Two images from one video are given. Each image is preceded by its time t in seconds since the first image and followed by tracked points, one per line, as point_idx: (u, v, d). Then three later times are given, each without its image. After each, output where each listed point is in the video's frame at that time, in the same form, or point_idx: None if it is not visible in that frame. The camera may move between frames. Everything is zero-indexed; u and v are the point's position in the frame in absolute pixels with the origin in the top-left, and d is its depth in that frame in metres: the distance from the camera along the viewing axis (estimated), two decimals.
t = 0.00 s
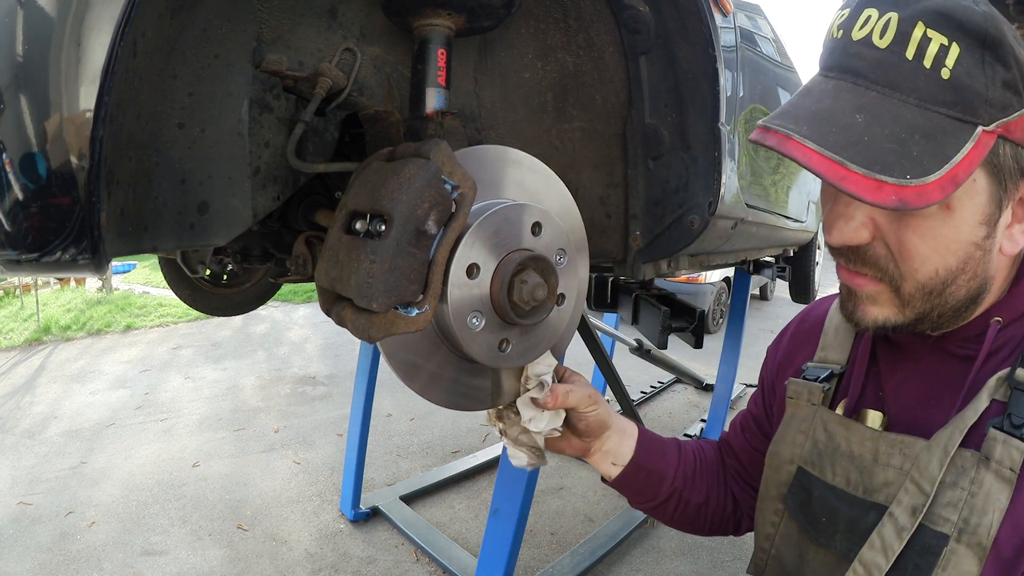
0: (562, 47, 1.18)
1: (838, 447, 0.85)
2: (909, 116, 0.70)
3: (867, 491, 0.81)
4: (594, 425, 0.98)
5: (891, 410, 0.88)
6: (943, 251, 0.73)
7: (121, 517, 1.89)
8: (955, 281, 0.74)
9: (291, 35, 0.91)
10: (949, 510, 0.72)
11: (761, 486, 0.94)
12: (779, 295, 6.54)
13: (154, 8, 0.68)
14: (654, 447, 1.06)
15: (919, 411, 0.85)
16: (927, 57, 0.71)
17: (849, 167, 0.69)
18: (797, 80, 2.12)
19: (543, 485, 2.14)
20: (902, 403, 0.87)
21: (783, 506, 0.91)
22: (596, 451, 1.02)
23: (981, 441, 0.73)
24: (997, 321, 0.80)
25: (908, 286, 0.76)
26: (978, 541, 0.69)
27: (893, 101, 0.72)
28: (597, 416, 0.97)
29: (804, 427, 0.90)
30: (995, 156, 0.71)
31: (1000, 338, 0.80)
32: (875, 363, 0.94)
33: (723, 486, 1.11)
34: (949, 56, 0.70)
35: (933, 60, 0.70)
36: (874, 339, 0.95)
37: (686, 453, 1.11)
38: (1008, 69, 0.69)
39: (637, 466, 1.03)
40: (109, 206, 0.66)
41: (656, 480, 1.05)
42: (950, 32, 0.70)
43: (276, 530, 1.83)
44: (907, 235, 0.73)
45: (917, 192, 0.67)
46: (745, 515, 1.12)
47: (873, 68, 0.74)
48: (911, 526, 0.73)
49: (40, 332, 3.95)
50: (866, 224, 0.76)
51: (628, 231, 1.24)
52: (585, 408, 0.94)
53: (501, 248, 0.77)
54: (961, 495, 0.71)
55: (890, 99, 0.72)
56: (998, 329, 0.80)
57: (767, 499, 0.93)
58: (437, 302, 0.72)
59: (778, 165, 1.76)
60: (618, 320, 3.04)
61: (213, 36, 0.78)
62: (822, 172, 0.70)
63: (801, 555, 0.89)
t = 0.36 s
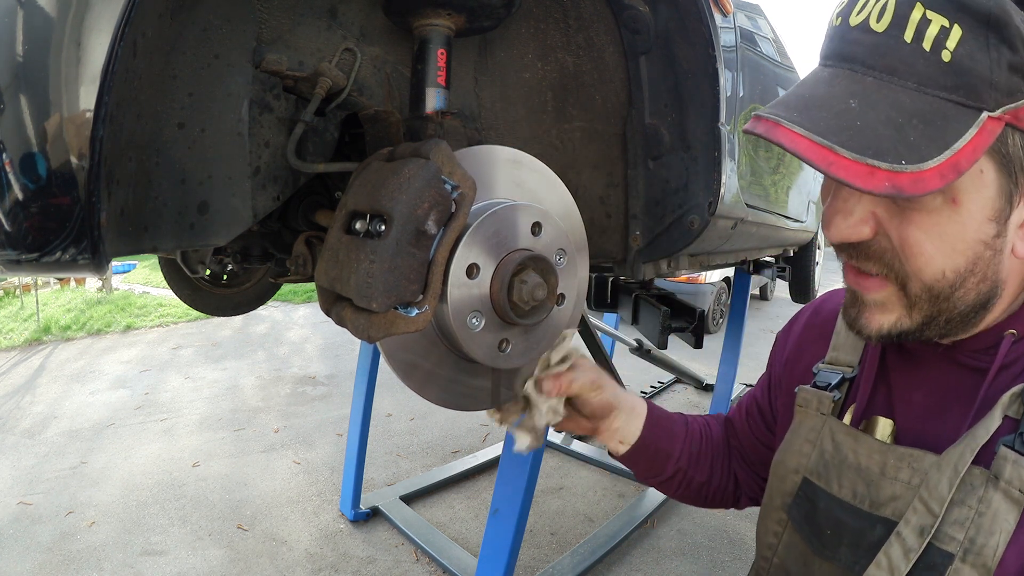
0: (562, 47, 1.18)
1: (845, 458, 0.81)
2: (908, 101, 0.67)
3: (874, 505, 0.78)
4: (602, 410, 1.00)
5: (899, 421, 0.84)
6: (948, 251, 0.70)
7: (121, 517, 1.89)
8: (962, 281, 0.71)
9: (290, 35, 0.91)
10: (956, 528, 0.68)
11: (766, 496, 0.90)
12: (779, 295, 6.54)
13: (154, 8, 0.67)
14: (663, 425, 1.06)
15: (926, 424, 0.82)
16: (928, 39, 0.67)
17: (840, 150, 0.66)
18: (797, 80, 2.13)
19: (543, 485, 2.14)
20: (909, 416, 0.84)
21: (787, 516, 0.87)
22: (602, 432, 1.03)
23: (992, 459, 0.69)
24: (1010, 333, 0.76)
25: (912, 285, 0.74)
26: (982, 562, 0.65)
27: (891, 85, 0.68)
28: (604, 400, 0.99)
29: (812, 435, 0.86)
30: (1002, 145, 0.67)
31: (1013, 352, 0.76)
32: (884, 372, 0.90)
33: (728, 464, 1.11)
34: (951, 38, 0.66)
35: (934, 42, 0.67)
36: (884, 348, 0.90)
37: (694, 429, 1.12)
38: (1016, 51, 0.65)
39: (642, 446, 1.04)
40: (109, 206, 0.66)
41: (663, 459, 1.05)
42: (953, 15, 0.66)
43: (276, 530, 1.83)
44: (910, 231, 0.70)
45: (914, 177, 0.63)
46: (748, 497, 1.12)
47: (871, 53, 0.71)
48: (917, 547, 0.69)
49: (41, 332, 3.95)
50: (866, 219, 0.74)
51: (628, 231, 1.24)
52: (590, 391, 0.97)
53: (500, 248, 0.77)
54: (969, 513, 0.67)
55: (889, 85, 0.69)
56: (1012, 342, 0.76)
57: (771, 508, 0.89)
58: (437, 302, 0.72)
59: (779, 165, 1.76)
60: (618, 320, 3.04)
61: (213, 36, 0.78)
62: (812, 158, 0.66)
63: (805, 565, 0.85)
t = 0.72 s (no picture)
0: (562, 47, 1.18)
1: (842, 454, 0.82)
2: (913, 113, 0.66)
3: (871, 499, 0.78)
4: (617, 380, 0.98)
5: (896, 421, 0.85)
6: (949, 262, 0.69)
7: (121, 518, 1.89)
8: (963, 291, 0.70)
9: (291, 35, 0.91)
10: (953, 522, 0.67)
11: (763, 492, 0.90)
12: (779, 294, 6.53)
13: (154, 8, 0.68)
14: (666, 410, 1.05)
15: (924, 425, 0.82)
16: (936, 51, 0.66)
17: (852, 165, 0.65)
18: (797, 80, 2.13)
19: (543, 485, 2.14)
20: (908, 416, 0.84)
21: (785, 512, 0.87)
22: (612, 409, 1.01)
23: (988, 454, 0.70)
24: (1006, 334, 0.76)
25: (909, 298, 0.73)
26: (980, 555, 0.66)
27: (896, 96, 0.67)
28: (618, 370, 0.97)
29: (809, 433, 0.85)
30: (1006, 156, 0.67)
31: (1010, 353, 0.76)
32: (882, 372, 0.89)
33: (723, 463, 1.11)
34: (957, 49, 0.65)
35: (938, 53, 0.66)
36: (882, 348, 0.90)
37: (693, 423, 1.11)
38: (1020, 62, 0.65)
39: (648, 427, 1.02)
40: (108, 206, 0.66)
41: (663, 447, 1.04)
42: (956, 24, 0.66)
43: (276, 530, 1.83)
44: (914, 244, 0.69)
45: (926, 193, 0.62)
46: (741, 498, 1.11)
47: (876, 64, 0.70)
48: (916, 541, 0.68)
49: (41, 332, 3.95)
50: (870, 232, 0.73)
51: (628, 231, 1.24)
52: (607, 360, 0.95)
53: (501, 248, 0.77)
54: (965, 507, 0.67)
55: (895, 96, 0.68)
56: (1007, 344, 0.76)
57: (769, 504, 0.89)
58: (437, 302, 0.72)
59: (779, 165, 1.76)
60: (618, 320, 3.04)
61: (213, 36, 0.78)
62: (824, 174, 0.66)
63: (805, 561, 0.85)
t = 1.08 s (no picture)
0: (562, 47, 1.18)
1: (813, 458, 0.83)
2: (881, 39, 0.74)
3: (843, 501, 0.79)
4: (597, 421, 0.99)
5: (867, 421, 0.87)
6: (949, 170, 0.76)
7: (121, 517, 1.89)
8: (960, 201, 0.77)
9: (291, 35, 0.91)
10: (927, 516, 0.69)
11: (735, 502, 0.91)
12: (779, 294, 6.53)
13: (154, 8, 0.68)
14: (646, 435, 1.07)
15: (892, 419, 0.84)
16: (866, 7, 0.77)
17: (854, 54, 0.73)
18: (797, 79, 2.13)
19: (543, 485, 2.14)
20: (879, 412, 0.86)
21: (758, 521, 0.87)
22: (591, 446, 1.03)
23: (957, 443, 0.71)
24: (966, 324, 0.79)
25: (932, 219, 0.76)
26: (960, 546, 0.66)
27: (861, 34, 0.75)
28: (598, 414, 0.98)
29: (778, 440, 0.88)
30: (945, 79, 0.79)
31: (969, 343, 0.79)
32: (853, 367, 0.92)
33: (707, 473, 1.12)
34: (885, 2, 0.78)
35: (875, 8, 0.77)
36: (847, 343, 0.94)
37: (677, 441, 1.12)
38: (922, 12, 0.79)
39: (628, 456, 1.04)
40: (108, 207, 0.66)
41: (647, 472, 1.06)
42: None
43: (276, 530, 1.83)
44: (922, 159, 0.75)
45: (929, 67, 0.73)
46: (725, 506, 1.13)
47: (833, 23, 0.77)
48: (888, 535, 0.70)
49: (41, 332, 3.95)
50: (876, 171, 0.77)
51: (628, 232, 1.24)
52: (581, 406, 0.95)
53: (500, 248, 0.77)
54: (939, 500, 0.69)
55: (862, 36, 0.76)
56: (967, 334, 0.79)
57: (741, 513, 0.89)
58: (437, 302, 0.72)
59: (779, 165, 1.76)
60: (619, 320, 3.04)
61: (213, 36, 0.78)
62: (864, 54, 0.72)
63: (781, 565, 0.84)
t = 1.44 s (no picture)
0: (562, 47, 1.18)
1: (818, 443, 0.79)
2: (830, 44, 0.75)
3: (848, 486, 0.75)
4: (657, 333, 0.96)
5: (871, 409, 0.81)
6: (890, 160, 0.72)
7: (121, 517, 1.89)
8: (910, 195, 0.73)
9: (291, 35, 0.91)
10: (930, 498, 0.66)
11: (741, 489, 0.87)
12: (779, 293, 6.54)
13: (155, 8, 0.68)
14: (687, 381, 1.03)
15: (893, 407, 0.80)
16: (841, 16, 0.76)
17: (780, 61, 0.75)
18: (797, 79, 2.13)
19: (543, 485, 2.14)
20: (883, 398, 0.81)
21: (765, 507, 0.83)
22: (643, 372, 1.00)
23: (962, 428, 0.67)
24: (963, 309, 0.76)
25: (865, 205, 0.74)
26: (962, 528, 0.63)
27: (818, 42, 0.76)
28: (653, 329, 0.94)
29: (786, 428, 0.83)
30: (915, 79, 0.73)
31: (967, 328, 0.76)
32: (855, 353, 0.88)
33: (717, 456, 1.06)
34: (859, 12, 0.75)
35: (846, 17, 0.76)
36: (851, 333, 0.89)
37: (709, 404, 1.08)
38: (907, 15, 0.74)
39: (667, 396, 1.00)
40: (108, 206, 0.66)
41: (678, 420, 1.02)
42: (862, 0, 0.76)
43: (276, 530, 1.83)
44: (852, 152, 0.74)
45: (844, 71, 0.71)
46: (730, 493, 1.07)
47: (806, 33, 0.78)
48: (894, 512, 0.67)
49: (41, 332, 3.96)
50: (818, 155, 0.77)
51: (628, 232, 1.24)
52: (636, 316, 0.92)
53: (501, 248, 0.77)
54: (943, 482, 0.65)
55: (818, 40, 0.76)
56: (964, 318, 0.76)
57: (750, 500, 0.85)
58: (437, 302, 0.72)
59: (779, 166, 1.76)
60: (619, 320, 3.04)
61: (213, 36, 0.78)
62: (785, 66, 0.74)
63: (788, 552, 0.81)
